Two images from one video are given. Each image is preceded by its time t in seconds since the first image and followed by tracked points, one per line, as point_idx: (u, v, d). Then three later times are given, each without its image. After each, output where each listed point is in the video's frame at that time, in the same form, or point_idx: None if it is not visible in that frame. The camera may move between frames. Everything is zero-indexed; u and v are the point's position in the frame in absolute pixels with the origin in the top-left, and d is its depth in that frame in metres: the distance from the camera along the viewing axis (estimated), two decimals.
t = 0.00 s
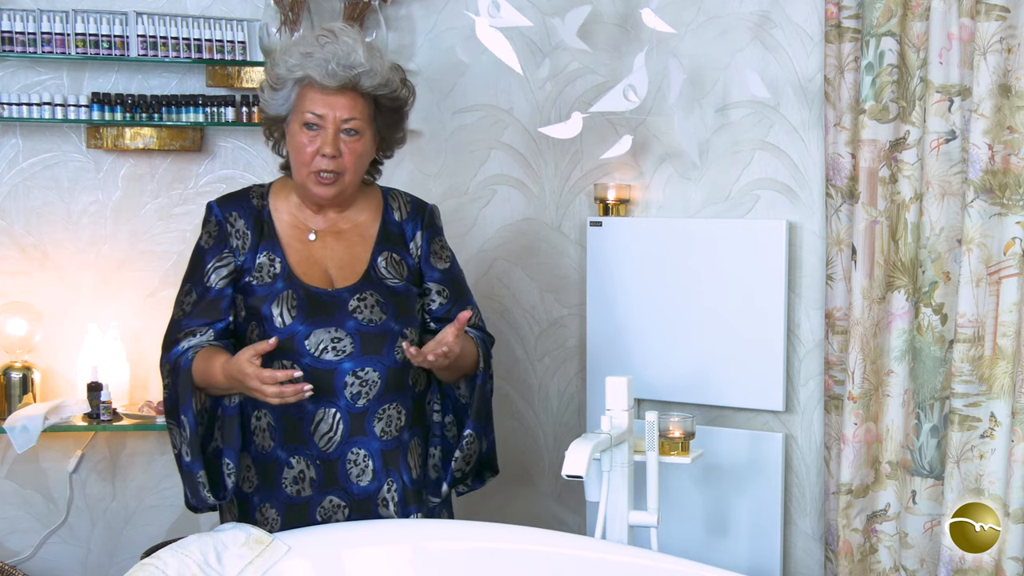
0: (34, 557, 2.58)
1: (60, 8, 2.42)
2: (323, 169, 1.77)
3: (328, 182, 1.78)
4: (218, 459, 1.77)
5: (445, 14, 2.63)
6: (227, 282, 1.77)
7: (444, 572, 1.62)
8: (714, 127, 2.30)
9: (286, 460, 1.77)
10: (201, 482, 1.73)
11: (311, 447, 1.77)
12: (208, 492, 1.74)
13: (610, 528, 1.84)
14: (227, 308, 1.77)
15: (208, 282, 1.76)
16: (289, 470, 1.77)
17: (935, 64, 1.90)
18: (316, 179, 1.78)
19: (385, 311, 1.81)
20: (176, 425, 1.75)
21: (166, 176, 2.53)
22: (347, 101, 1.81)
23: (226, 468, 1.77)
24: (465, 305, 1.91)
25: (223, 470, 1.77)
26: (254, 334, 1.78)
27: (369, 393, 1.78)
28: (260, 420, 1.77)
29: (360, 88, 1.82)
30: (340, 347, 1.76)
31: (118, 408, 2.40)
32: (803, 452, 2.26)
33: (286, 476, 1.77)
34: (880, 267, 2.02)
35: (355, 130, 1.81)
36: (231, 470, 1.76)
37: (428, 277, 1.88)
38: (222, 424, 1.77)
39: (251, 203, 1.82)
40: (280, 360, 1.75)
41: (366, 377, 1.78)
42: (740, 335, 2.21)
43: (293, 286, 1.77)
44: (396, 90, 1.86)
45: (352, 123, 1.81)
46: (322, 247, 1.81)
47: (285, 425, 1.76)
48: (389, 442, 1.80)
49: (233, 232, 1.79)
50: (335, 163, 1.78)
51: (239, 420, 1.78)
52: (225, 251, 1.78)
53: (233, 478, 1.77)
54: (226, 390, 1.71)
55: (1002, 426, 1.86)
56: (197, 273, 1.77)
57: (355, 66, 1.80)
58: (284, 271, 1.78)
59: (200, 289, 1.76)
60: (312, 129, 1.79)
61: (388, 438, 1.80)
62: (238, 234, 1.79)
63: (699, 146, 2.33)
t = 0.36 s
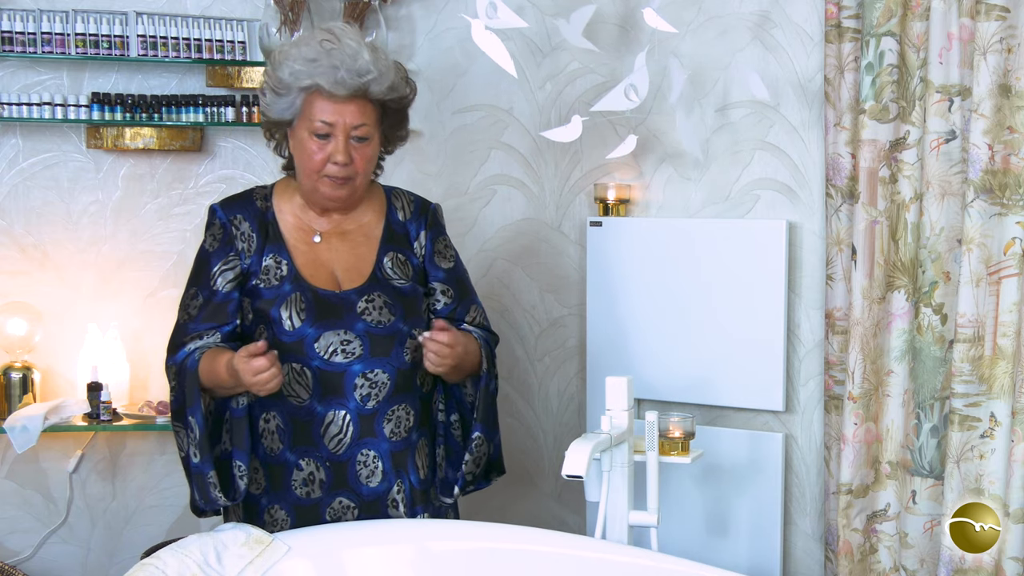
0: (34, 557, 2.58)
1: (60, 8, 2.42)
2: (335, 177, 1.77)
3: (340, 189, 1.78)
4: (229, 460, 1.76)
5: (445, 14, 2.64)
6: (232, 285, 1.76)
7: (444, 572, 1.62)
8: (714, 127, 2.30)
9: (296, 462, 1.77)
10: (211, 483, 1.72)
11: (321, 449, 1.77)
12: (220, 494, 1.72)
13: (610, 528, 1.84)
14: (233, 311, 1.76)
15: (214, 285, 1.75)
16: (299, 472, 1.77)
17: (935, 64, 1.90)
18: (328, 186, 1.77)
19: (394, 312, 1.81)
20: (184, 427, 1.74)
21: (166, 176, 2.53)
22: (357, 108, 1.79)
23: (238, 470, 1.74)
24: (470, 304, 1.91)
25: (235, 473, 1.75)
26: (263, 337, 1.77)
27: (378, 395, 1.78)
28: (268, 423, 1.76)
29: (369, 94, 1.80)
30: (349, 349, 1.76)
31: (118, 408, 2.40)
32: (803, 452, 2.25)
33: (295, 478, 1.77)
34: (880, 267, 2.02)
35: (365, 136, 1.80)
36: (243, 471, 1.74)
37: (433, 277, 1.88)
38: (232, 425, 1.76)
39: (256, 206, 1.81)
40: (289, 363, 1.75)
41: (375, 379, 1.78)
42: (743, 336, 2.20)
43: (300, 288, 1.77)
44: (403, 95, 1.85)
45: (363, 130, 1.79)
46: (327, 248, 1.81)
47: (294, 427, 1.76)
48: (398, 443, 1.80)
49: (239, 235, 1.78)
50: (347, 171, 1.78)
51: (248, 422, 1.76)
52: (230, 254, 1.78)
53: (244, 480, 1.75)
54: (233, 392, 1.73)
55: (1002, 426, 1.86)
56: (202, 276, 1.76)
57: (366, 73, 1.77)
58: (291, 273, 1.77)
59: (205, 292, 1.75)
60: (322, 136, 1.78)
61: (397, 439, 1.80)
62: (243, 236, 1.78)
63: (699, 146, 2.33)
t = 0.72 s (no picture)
0: (34, 557, 2.58)
1: (60, 8, 2.42)
2: (352, 184, 1.76)
3: (355, 195, 1.77)
4: (228, 459, 1.76)
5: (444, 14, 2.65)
6: (233, 283, 1.76)
7: (444, 572, 1.62)
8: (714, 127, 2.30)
9: (297, 460, 1.77)
10: (208, 484, 1.72)
11: (322, 447, 1.77)
12: (217, 495, 1.73)
13: (610, 528, 1.84)
14: (235, 309, 1.76)
15: (215, 282, 1.75)
16: (299, 470, 1.77)
17: (935, 64, 1.90)
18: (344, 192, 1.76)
19: (395, 310, 1.81)
20: (185, 426, 1.75)
21: (166, 176, 2.53)
22: (377, 116, 1.77)
23: (236, 469, 1.75)
24: (470, 304, 1.92)
25: (233, 472, 1.75)
26: (263, 335, 1.78)
27: (379, 393, 1.78)
28: (269, 421, 1.76)
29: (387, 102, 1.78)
30: (350, 346, 1.76)
31: (118, 408, 2.40)
32: (803, 452, 2.25)
33: (296, 476, 1.77)
34: (880, 267, 2.02)
35: (382, 143, 1.78)
36: (241, 471, 1.74)
37: (434, 276, 1.89)
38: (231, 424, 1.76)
39: (258, 203, 1.81)
40: (290, 361, 1.75)
41: (375, 377, 1.78)
42: (744, 335, 2.20)
43: (301, 286, 1.77)
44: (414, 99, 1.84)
45: (381, 137, 1.78)
46: (330, 246, 1.81)
47: (295, 425, 1.76)
48: (399, 442, 1.80)
49: (240, 233, 1.78)
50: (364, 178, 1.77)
51: (247, 421, 1.76)
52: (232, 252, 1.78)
53: (242, 479, 1.75)
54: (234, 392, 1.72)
55: (1002, 426, 1.86)
56: (203, 274, 1.76)
57: (387, 83, 1.75)
58: (292, 271, 1.77)
59: (206, 290, 1.75)
60: (341, 144, 1.75)
61: (398, 438, 1.80)
62: (244, 234, 1.78)
63: (699, 147, 2.33)
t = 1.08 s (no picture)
0: (34, 557, 2.58)
1: (60, 9, 2.42)
2: (350, 183, 1.75)
3: (354, 194, 1.77)
4: (228, 459, 1.76)
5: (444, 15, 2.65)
6: (233, 283, 1.76)
7: (444, 572, 1.62)
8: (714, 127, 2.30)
9: (295, 459, 1.77)
10: (210, 483, 1.72)
11: (320, 447, 1.77)
12: (220, 494, 1.72)
13: (610, 528, 1.84)
14: (235, 309, 1.76)
15: (215, 282, 1.75)
16: (298, 470, 1.77)
17: (935, 64, 1.90)
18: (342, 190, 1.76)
19: (394, 310, 1.81)
20: (186, 426, 1.74)
21: (166, 176, 2.53)
22: (375, 115, 1.76)
23: (237, 469, 1.75)
24: (470, 304, 1.92)
25: (232, 472, 1.75)
26: (263, 335, 1.78)
27: (378, 393, 1.78)
28: (268, 420, 1.76)
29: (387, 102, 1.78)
30: (349, 346, 1.76)
31: (117, 408, 2.40)
32: (803, 452, 2.26)
33: (294, 475, 1.77)
34: (880, 267, 2.02)
35: (380, 143, 1.78)
36: (242, 471, 1.75)
37: (434, 276, 1.89)
38: (231, 424, 1.76)
39: (258, 203, 1.81)
40: (289, 361, 1.76)
41: (374, 377, 1.78)
42: (744, 336, 2.20)
43: (301, 286, 1.77)
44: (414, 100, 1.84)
45: (379, 136, 1.77)
46: (330, 247, 1.81)
47: (294, 424, 1.76)
48: (398, 442, 1.80)
49: (240, 233, 1.78)
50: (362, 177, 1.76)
51: (248, 421, 1.76)
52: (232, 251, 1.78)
53: (242, 479, 1.75)
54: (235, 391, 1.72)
55: (1002, 426, 1.86)
56: (203, 274, 1.76)
57: (386, 82, 1.76)
58: (292, 271, 1.77)
59: (207, 289, 1.75)
60: (339, 143, 1.75)
61: (397, 438, 1.80)
62: (244, 234, 1.78)
63: (699, 147, 2.33)
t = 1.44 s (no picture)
0: (34, 557, 2.58)
1: (60, 8, 2.42)
2: (326, 160, 1.77)
3: (333, 175, 1.78)
4: (232, 457, 1.75)
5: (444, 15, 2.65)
6: (234, 281, 1.76)
7: (444, 571, 1.62)
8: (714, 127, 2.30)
9: (294, 459, 1.77)
10: (214, 479, 1.72)
11: (318, 446, 1.77)
12: (225, 489, 1.72)
13: (610, 528, 1.84)
14: (238, 309, 1.77)
15: (216, 280, 1.75)
16: (297, 469, 1.77)
17: (935, 64, 1.90)
18: (320, 170, 1.78)
19: (392, 309, 1.81)
20: (189, 423, 1.74)
21: (166, 177, 2.53)
22: (350, 94, 1.81)
23: (241, 468, 1.74)
24: (469, 303, 1.92)
25: (238, 470, 1.74)
26: (262, 334, 1.78)
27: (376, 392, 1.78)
28: (267, 420, 1.76)
29: (363, 81, 1.83)
30: (347, 346, 1.76)
31: (117, 408, 2.40)
32: (803, 452, 2.26)
33: (293, 475, 1.77)
34: (880, 267, 2.02)
35: (358, 123, 1.81)
36: (247, 470, 1.74)
37: (433, 276, 1.89)
38: (232, 423, 1.76)
39: (258, 203, 1.81)
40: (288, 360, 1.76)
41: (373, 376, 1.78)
42: (743, 335, 2.20)
43: (300, 285, 1.77)
44: (401, 86, 1.87)
45: (355, 115, 1.81)
46: (329, 246, 1.81)
47: (293, 424, 1.76)
48: (396, 442, 1.80)
49: (241, 232, 1.78)
50: (339, 156, 1.79)
51: (248, 420, 1.76)
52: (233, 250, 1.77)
53: (246, 478, 1.74)
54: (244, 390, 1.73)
55: (1002, 426, 1.86)
56: (205, 272, 1.76)
57: (357, 58, 1.81)
58: (291, 270, 1.77)
59: (208, 288, 1.75)
60: (315, 122, 1.80)
61: (395, 437, 1.80)
62: (245, 233, 1.78)
63: (699, 147, 2.33)
